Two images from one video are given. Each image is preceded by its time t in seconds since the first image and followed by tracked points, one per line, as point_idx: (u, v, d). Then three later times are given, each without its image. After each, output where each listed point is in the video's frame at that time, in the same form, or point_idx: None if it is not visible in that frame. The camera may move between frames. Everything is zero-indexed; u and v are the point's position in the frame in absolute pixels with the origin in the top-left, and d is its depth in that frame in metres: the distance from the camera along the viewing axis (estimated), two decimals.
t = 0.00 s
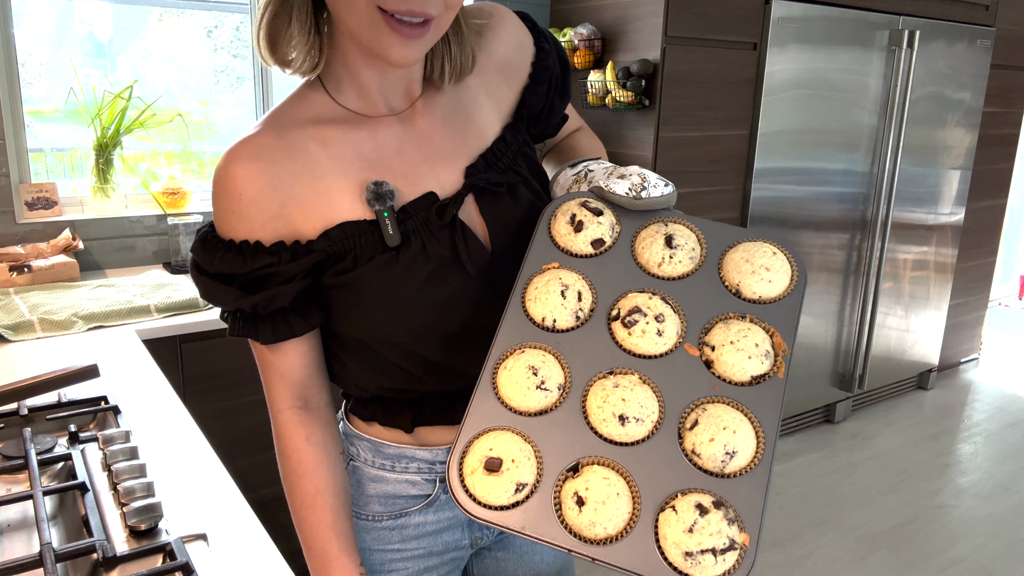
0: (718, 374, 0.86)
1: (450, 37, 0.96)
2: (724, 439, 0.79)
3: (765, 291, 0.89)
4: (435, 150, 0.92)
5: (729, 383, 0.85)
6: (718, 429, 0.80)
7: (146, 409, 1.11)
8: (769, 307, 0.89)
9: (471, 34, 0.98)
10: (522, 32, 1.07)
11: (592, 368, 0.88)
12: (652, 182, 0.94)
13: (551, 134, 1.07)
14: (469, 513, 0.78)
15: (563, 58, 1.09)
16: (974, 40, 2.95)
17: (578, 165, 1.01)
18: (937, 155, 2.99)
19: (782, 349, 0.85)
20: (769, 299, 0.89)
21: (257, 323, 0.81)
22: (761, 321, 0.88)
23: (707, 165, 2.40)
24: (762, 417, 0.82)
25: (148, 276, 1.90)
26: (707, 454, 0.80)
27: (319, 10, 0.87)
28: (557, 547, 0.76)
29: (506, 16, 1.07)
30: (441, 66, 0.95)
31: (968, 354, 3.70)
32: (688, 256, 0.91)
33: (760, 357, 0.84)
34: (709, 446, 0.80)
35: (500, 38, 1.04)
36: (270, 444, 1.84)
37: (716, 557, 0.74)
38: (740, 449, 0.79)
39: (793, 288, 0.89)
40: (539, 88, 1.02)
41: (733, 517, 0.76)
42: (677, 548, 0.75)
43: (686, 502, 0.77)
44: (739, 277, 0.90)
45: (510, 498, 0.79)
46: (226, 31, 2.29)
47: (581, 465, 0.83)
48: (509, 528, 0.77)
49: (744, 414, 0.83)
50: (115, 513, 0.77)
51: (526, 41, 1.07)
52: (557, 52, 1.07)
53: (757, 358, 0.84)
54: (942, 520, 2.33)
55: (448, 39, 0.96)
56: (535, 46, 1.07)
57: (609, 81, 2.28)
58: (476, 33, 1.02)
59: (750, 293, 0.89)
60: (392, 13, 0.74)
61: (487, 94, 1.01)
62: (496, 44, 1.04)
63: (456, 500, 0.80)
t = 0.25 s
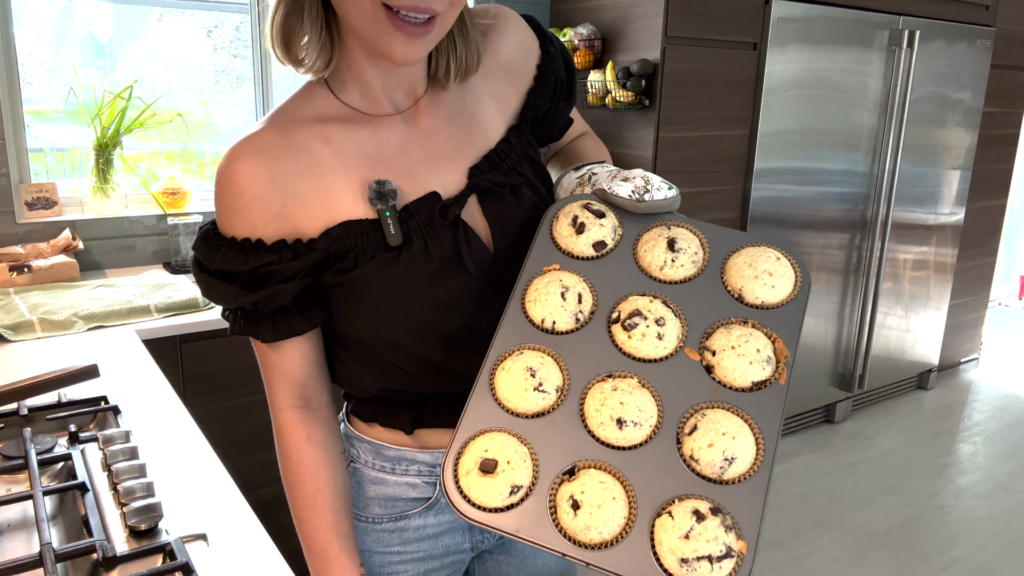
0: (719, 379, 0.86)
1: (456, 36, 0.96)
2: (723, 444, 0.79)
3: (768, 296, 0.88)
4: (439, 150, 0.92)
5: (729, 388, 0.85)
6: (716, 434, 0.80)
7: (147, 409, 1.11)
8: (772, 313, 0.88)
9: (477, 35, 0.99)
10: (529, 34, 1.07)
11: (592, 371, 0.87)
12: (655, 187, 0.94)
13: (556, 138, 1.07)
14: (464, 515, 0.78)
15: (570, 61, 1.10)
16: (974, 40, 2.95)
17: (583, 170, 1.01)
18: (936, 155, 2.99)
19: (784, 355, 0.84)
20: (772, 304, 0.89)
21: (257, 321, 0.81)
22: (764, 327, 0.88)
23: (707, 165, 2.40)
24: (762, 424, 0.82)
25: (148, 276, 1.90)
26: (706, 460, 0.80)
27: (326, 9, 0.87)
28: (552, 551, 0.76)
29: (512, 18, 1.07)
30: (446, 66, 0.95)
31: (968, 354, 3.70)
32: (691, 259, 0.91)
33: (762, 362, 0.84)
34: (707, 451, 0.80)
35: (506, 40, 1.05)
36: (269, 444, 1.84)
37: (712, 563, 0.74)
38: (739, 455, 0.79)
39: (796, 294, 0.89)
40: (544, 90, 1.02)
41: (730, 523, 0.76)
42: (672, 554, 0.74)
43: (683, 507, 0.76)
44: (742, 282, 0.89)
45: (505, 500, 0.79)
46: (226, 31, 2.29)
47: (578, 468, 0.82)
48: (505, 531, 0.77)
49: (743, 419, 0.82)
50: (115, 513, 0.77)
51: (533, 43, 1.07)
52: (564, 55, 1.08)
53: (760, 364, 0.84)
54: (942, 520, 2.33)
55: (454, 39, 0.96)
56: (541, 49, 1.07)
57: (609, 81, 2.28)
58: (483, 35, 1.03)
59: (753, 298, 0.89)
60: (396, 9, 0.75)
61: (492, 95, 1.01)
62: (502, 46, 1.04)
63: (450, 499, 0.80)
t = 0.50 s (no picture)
0: (728, 390, 0.86)
1: (458, 36, 0.96)
2: (730, 455, 0.79)
3: (775, 306, 0.89)
4: (443, 151, 0.92)
5: (736, 399, 0.85)
6: (723, 445, 0.80)
7: (147, 408, 1.11)
8: (779, 323, 0.89)
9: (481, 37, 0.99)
10: (535, 40, 1.08)
11: (597, 380, 0.88)
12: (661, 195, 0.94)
13: (561, 144, 1.07)
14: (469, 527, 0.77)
15: (577, 67, 1.10)
16: (974, 40, 2.95)
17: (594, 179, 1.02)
18: (936, 155, 2.99)
19: (792, 365, 0.85)
20: (779, 314, 0.89)
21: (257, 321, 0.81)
22: (772, 337, 0.88)
23: (707, 164, 2.40)
24: (771, 437, 0.81)
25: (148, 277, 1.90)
26: (713, 471, 0.80)
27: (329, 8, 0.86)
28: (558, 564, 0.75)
29: (519, 24, 1.08)
30: (450, 64, 0.95)
31: (968, 354, 3.70)
32: (698, 268, 0.92)
33: (769, 372, 0.84)
34: (714, 463, 0.79)
35: (512, 44, 1.05)
36: (269, 444, 1.84)
37: None
38: (747, 466, 0.79)
39: (804, 303, 0.89)
40: (549, 95, 1.02)
41: (737, 536, 0.75)
42: (679, 567, 0.74)
43: (690, 519, 0.76)
44: (750, 291, 0.90)
45: (510, 511, 0.79)
46: (226, 31, 2.29)
47: (583, 480, 0.82)
48: (508, 543, 0.77)
49: (750, 430, 0.82)
50: (115, 513, 0.77)
51: (539, 48, 1.07)
52: (570, 62, 1.08)
53: (768, 374, 0.84)
54: (942, 520, 2.33)
55: (457, 41, 0.96)
56: (547, 55, 1.07)
57: (609, 81, 2.27)
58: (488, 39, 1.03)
59: (760, 307, 0.89)
60: (398, 7, 0.74)
61: (497, 98, 1.01)
62: (508, 50, 1.04)
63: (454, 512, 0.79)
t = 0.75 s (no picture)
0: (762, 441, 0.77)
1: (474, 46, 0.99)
2: (767, 508, 0.72)
3: (809, 356, 0.81)
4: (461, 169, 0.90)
5: (771, 450, 0.76)
6: (760, 496, 0.73)
7: (146, 409, 1.11)
8: (815, 373, 0.80)
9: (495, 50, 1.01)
10: (569, 77, 1.07)
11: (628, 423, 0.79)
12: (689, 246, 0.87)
13: (577, 181, 1.06)
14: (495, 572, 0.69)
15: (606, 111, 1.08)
16: (974, 40, 2.95)
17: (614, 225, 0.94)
18: (937, 155, 2.99)
19: (827, 418, 0.77)
20: (814, 365, 0.80)
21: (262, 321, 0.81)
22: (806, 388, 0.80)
23: (707, 164, 2.39)
24: (810, 492, 0.73)
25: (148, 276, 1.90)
26: (749, 523, 0.72)
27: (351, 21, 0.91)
28: None
29: (553, 59, 1.07)
30: (473, 67, 0.99)
31: (968, 354, 3.70)
32: (732, 314, 0.83)
33: (805, 424, 0.76)
34: (750, 514, 0.72)
35: (543, 78, 1.03)
36: (269, 444, 1.83)
37: None
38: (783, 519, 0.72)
39: (842, 353, 0.81)
40: (575, 131, 1.01)
41: None
42: None
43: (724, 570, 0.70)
44: (783, 340, 0.81)
45: (536, 557, 0.71)
46: (226, 31, 2.29)
47: (613, 527, 0.73)
48: None
49: (788, 485, 0.74)
50: (114, 513, 0.77)
51: (571, 87, 1.06)
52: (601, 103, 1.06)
53: (802, 426, 0.76)
54: (942, 520, 2.33)
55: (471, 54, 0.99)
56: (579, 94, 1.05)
57: (609, 82, 2.27)
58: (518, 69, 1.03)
59: (794, 357, 0.81)
60: (423, 23, 0.77)
61: (524, 127, 0.99)
62: (539, 81, 1.03)
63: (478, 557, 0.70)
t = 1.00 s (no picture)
0: (845, 547, 0.69)
1: (516, 87, 0.99)
2: None
3: (892, 451, 0.71)
4: (494, 220, 0.88)
5: (857, 558, 0.68)
6: None
7: (146, 409, 1.11)
8: (899, 469, 0.70)
9: (538, 96, 1.00)
10: (621, 149, 1.02)
11: (701, 530, 0.70)
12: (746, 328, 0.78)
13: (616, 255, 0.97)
14: None
15: (659, 188, 1.03)
16: (974, 40, 2.95)
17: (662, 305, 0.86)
18: (936, 155, 2.99)
19: (915, 522, 0.68)
20: (897, 460, 0.71)
21: (290, 339, 0.84)
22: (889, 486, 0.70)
23: (708, 165, 2.39)
24: None
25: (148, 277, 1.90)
26: None
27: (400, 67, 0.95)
28: None
29: (608, 128, 1.03)
30: (516, 110, 0.98)
31: (968, 354, 3.70)
32: (803, 407, 0.75)
33: (891, 528, 0.68)
34: None
35: (593, 143, 0.99)
36: (268, 444, 1.83)
37: None
38: None
39: (931, 447, 0.70)
40: (620, 200, 0.96)
41: None
42: None
43: None
44: (859, 434, 0.72)
45: None
46: (226, 31, 2.29)
47: None
48: None
49: None
50: (114, 513, 0.77)
51: (623, 159, 1.01)
52: (653, 178, 1.01)
53: (887, 530, 0.68)
54: (942, 520, 2.33)
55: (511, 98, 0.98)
56: (630, 166, 1.01)
57: (609, 82, 2.27)
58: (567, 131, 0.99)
59: (872, 453, 0.71)
60: (465, 66, 0.81)
61: (567, 188, 0.94)
62: (588, 147, 0.99)
63: None
